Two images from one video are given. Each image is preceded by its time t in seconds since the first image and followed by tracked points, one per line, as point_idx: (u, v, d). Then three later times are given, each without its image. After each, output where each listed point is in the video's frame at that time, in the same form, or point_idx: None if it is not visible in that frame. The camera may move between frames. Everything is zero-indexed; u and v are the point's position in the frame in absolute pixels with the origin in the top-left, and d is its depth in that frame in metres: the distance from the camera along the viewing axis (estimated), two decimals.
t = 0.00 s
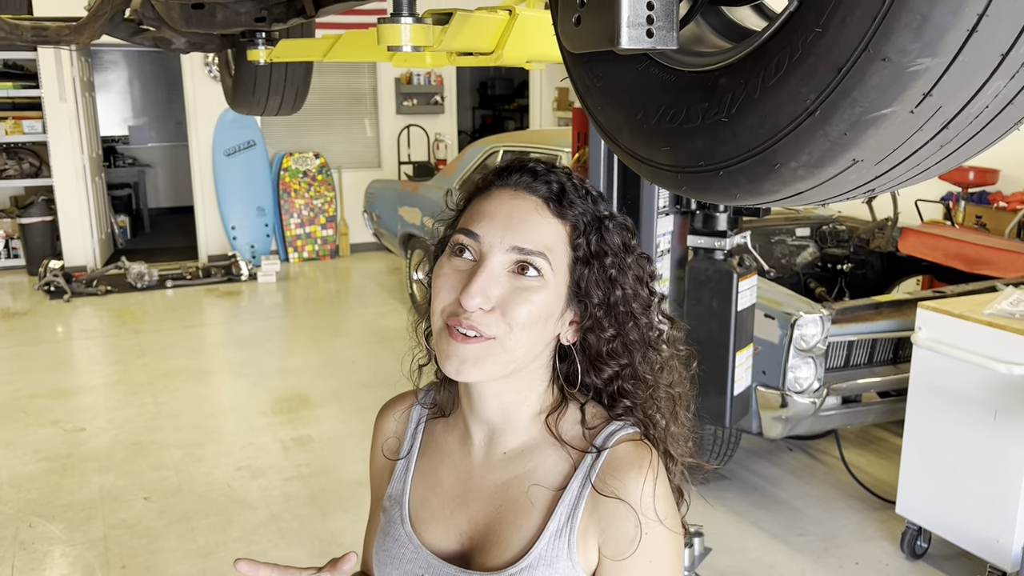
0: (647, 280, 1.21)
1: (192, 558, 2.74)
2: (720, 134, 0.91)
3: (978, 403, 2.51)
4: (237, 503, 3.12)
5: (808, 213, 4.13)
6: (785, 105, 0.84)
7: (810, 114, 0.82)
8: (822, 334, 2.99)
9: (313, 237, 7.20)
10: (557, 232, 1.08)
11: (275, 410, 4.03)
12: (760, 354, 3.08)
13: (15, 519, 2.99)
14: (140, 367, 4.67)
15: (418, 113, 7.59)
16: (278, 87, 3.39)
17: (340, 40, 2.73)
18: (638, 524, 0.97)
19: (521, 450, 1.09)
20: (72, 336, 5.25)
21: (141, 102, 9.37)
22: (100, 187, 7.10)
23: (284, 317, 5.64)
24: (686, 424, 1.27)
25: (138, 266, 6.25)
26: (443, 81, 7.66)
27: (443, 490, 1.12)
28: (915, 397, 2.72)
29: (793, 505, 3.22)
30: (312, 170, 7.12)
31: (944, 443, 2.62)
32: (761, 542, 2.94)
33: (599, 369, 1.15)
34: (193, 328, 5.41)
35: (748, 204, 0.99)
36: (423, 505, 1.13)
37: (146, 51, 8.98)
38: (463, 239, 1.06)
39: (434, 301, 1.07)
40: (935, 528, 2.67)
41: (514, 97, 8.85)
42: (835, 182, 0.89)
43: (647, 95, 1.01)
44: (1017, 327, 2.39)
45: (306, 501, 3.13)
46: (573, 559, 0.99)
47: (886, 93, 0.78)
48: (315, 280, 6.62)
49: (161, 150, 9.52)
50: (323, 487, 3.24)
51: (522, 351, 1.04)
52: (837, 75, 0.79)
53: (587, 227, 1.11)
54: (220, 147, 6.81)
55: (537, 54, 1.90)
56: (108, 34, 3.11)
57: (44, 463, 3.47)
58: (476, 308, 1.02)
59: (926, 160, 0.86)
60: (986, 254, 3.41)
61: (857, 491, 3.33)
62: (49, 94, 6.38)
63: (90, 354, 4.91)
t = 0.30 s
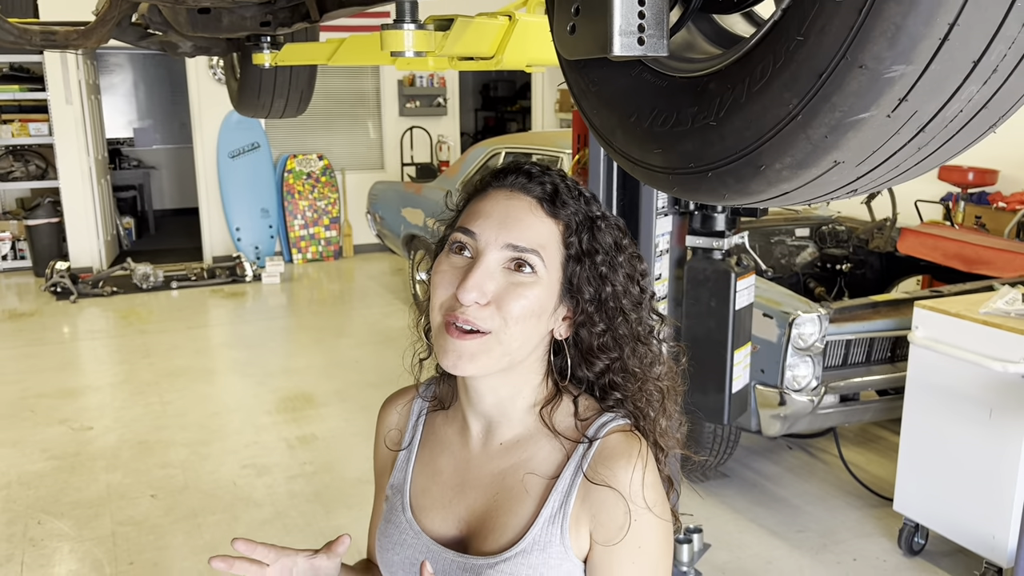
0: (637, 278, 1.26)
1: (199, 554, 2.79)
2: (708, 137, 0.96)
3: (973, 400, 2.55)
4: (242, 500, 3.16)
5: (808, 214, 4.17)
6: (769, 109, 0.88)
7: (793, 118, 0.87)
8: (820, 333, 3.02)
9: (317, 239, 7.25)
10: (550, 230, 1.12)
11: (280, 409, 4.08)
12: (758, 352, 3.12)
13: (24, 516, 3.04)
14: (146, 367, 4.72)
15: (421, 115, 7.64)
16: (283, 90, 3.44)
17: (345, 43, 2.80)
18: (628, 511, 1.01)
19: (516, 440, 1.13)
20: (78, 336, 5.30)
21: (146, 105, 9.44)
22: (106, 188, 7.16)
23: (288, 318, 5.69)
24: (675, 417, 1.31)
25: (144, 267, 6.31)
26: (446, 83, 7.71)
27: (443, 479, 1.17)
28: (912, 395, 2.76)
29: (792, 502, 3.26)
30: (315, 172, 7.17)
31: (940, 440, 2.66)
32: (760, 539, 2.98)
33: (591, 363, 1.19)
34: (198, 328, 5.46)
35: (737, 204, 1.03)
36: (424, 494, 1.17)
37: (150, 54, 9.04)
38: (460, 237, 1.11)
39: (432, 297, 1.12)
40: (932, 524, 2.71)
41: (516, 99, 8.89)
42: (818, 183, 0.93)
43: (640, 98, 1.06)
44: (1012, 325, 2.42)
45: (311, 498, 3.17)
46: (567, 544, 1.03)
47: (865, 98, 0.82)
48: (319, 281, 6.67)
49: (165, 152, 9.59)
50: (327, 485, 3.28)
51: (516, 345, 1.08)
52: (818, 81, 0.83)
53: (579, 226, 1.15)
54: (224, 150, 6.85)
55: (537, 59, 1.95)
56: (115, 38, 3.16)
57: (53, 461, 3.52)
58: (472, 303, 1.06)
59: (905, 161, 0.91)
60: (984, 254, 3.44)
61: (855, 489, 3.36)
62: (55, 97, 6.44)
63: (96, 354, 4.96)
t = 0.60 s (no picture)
0: (633, 274, 1.29)
1: (201, 554, 2.82)
2: (700, 137, 0.99)
3: (968, 399, 2.58)
4: (244, 501, 3.19)
5: (805, 215, 4.20)
6: (759, 110, 0.91)
7: (781, 119, 0.90)
8: (816, 333, 3.05)
9: (316, 242, 7.28)
10: (548, 227, 1.15)
11: (281, 410, 4.10)
12: (755, 352, 3.15)
13: (28, 518, 3.07)
14: (147, 369, 4.75)
15: (420, 119, 7.68)
16: (283, 94, 3.47)
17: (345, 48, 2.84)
18: (625, 498, 1.04)
19: (518, 431, 1.16)
20: (79, 340, 5.33)
21: (145, 109, 9.47)
22: (106, 193, 7.19)
23: (287, 320, 5.72)
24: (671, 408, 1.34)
25: (144, 271, 6.34)
26: (445, 87, 7.75)
27: (446, 470, 1.20)
28: (908, 393, 2.78)
29: (789, 501, 3.29)
30: (315, 175, 7.20)
31: (936, 439, 2.68)
32: (758, 537, 3.00)
33: (589, 355, 1.22)
34: (198, 331, 5.48)
35: (730, 202, 1.06)
36: (427, 485, 1.20)
37: (150, 58, 9.08)
38: (461, 235, 1.14)
39: (434, 293, 1.15)
40: (927, 522, 2.73)
41: (515, 102, 8.93)
42: (807, 181, 0.96)
43: (636, 101, 1.09)
44: (1006, 324, 2.45)
45: (311, 498, 3.20)
46: (567, 531, 1.06)
47: (849, 99, 0.85)
48: (318, 284, 6.69)
49: (165, 156, 9.60)
50: (327, 485, 3.31)
51: (516, 338, 1.11)
52: (804, 83, 0.86)
53: (576, 223, 1.18)
54: (224, 153, 6.89)
55: (535, 61, 1.99)
56: (117, 43, 3.19)
57: (55, 463, 3.54)
58: (473, 298, 1.09)
59: (890, 160, 0.94)
60: (979, 254, 3.48)
61: (852, 488, 3.39)
62: (55, 102, 6.46)
63: (97, 357, 4.99)
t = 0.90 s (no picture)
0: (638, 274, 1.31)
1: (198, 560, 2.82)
2: (699, 143, 1.00)
3: (960, 400, 2.60)
4: (240, 507, 3.19)
5: (798, 219, 4.23)
6: (757, 116, 0.93)
7: (779, 124, 0.91)
8: (810, 335, 3.09)
9: (311, 247, 7.29)
10: (554, 230, 1.17)
11: (276, 416, 4.11)
12: (750, 355, 3.17)
13: (24, 525, 3.07)
14: (142, 376, 4.74)
15: (414, 124, 7.71)
16: (279, 100, 3.48)
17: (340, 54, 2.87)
18: (633, 498, 1.06)
19: (526, 432, 1.18)
20: (73, 347, 5.32)
21: (138, 115, 9.46)
22: (99, 199, 7.18)
23: (282, 326, 5.72)
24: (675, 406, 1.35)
25: (138, 277, 6.32)
26: (438, 92, 7.78)
27: (455, 471, 1.21)
28: (901, 395, 2.81)
29: (785, 503, 3.31)
30: (309, 181, 7.19)
31: (930, 441, 2.71)
32: (754, 539, 3.02)
33: (596, 356, 1.24)
34: (193, 338, 5.48)
35: (727, 206, 1.08)
36: (434, 487, 1.22)
37: (142, 64, 9.08)
38: (468, 239, 1.16)
39: (442, 296, 1.16)
40: (921, 523, 2.76)
41: (508, 108, 8.96)
42: (805, 185, 0.98)
43: (635, 106, 1.11)
44: (998, 326, 2.48)
45: (308, 504, 3.21)
46: (575, 531, 1.08)
47: (845, 105, 0.87)
48: (313, 289, 6.70)
49: (158, 163, 9.58)
50: (324, 491, 3.31)
51: (523, 339, 1.12)
52: (802, 90, 0.88)
53: (581, 225, 1.20)
54: (218, 159, 6.90)
55: (530, 67, 2.01)
56: (113, 50, 3.20)
57: (50, 470, 3.54)
58: (482, 300, 1.11)
59: (885, 164, 0.96)
60: (971, 257, 3.52)
61: (847, 489, 3.42)
62: (49, 109, 6.46)
63: (91, 364, 4.98)
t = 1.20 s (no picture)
0: (637, 284, 1.30)
1: (186, 572, 2.80)
2: (698, 151, 1.01)
3: (947, 403, 2.63)
4: (230, 517, 3.17)
5: (784, 225, 4.26)
6: (757, 124, 0.94)
7: (779, 133, 0.92)
8: (799, 340, 3.10)
9: (297, 255, 7.26)
10: (546, 239, 1.17)
11: (264, 426, 4.08)
12: (740, 360, 3.19)
13: (9, 539, 3.03)
14: (127, 387, 4.71)
15: (400, 132, 7.72)
16: (267, 109, 3.47)
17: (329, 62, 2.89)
18: (637, 506, 1.06)
19: (526, 442, 1.18)
20: (56, 357, 5.27)
21: (121, 124, 9.40)
22: (82, 209, 7.13)
23: (269, 335, 5.69)
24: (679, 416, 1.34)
25: (122, 287, 6.28)
26: (424, 100, 7.80)
27: (457, 481, 1.21)
28: (889, 399, 2.83)
29: (774, 507, 3.32)
30: (295, 189, 7.17)
31: (919, 445, 2.72)
32: (744, 544, 3.03)
33: (591, 367, 1.23)
34: (178, 347, 5.44)
35: (726, 214, 1.09)
36: (437, 496, 1.22)
37: (125, 73, 9.03)
38: (458, 248, 1.16)
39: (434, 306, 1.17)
40: (910, 525, 2.77)
41: (494, 115, 8.97)
42: (804, 193, 0.99)
43: (632, 115, 1.12)
44: (983, 330, 2.52)
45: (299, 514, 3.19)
46: (577, 540, 1.08)
47: (845, 113, 0.88)
48: (299, 298, 6.68)
49: (141, 171, 9.52)
50: (313, 500, 3.30)
51: (512, 348, 1.12)
52: (801, 99, 0.89)
53: (574, 234, 1.19)
54: (202, 168, 6.87)
55: (523, 76, 2.02)
56: (99, 59, 3.18)
57: (36, 482, 3.50)
58: (468, 309, 1.11)
59: (883, 173, 0.97)
60: (955, 261, 3.55)
61: (836, 493, 3.43)
62: (31, 118, 6.40)
63: (75, 375, 4.93)
